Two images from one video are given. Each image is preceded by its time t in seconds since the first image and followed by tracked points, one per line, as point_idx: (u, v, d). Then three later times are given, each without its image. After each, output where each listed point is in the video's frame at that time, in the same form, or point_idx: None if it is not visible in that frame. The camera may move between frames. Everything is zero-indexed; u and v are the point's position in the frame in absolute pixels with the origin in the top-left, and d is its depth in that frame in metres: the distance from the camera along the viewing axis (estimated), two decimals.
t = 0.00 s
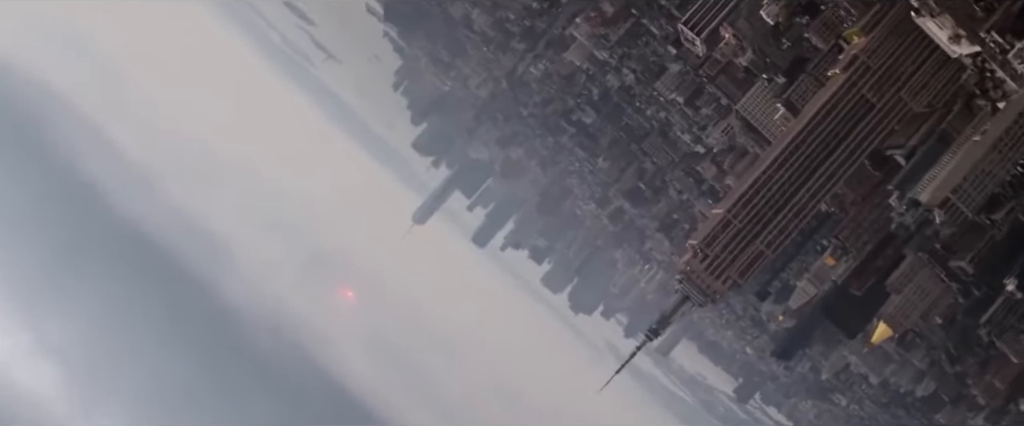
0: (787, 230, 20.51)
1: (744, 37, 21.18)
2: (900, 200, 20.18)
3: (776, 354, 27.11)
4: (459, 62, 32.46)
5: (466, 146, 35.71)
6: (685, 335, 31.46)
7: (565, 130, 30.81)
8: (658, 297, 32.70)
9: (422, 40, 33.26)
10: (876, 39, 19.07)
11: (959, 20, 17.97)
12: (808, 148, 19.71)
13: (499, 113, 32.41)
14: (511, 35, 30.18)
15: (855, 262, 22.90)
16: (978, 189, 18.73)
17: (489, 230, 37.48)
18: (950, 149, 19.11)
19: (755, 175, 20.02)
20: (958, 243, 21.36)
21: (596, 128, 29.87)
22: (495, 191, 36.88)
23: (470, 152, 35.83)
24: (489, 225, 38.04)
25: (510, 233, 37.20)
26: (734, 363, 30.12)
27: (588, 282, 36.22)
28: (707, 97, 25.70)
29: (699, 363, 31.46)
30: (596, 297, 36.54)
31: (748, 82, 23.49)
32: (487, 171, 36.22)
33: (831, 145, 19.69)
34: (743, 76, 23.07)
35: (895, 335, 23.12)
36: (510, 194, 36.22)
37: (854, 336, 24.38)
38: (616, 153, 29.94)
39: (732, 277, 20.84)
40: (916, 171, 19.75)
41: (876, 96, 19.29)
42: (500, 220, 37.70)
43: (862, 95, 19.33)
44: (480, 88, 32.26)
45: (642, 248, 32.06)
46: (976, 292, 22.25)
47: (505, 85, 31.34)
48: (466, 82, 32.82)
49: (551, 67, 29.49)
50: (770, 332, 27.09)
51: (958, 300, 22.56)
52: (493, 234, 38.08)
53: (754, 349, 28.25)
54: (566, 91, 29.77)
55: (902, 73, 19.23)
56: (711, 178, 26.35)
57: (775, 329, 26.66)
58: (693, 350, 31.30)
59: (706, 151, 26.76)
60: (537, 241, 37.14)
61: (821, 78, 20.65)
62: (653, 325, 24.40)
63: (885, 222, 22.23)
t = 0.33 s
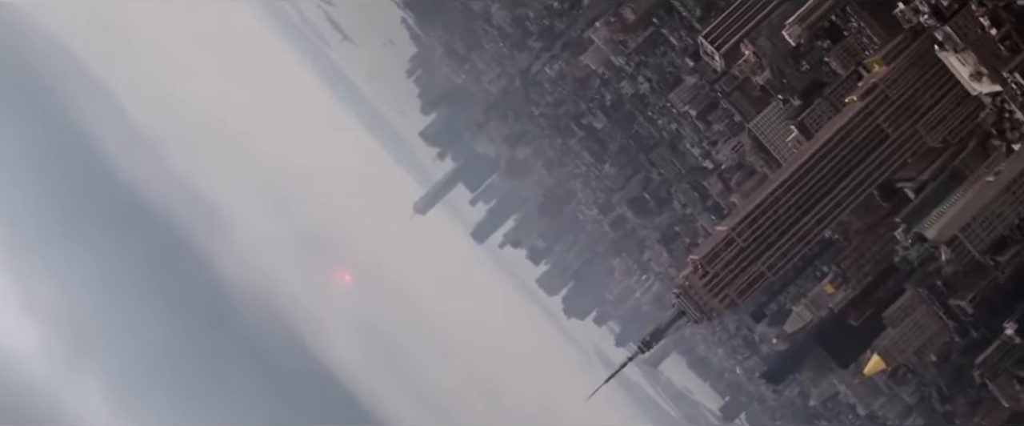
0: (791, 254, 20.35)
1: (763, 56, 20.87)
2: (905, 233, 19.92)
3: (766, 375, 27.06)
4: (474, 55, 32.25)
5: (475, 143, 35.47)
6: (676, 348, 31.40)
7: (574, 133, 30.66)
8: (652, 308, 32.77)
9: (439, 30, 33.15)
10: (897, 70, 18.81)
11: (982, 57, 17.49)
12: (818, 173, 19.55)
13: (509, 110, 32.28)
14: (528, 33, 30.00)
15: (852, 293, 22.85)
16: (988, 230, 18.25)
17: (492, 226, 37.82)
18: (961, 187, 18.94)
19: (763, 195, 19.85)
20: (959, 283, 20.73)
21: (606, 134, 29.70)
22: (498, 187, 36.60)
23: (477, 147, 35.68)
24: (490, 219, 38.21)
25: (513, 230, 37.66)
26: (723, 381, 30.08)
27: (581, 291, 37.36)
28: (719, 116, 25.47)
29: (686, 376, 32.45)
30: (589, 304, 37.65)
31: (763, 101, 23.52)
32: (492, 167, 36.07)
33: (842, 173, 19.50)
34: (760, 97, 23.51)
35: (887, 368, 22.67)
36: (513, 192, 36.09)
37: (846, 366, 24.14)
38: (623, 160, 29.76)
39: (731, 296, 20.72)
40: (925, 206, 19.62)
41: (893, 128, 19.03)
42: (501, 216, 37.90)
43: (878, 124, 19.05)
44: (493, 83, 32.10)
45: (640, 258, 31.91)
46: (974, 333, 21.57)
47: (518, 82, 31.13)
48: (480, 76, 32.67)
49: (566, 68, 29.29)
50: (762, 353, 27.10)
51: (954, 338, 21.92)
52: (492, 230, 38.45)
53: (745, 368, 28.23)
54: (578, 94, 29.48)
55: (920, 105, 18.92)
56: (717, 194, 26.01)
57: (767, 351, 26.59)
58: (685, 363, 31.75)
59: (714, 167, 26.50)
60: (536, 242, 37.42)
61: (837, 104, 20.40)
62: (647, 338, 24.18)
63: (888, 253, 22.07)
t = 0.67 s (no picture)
0: (792, 280, 20.23)
1: (783, 78, 20.74)
2: (907, 269, 19.88)
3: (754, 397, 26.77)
4: (490, 50, 32.05)
5: (483, 137, 35.35)
6: (666, 362, 31.25)
7: (583, 137, 30.48)
8: (646, 319, 32.81)
9: (458, 22, 32.96)
10: (916, 105, 18.35)
11: (1004, 100, 16.49)
12: (826, 201, 19.33)
13: (521, 108, 32.13)
14: (546, 33, 29.76)
15: (849, 324, 22.58)
16: (994, 274, 18.05)
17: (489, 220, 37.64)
18: (968, 228, 18.71)
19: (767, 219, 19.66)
20: (955, 323, 20.09)
21: (615, 141, 29.52)
22: (502, 184, 36.42)
23: (485, 142, 35.51)
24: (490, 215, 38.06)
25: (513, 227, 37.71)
26: (710, 398, 30.02)
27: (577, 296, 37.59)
28: (731, 133, 25.10)
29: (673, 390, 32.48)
30: (582, 308, 37.82)
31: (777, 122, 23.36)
32: (497, 163, 35.85)
33: (851, 203, 19.26)
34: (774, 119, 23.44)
35: (877, 402, 22.54)
36: (516, 191, 35.96)
37: (835, 396, 24.01)
38: (630, 169, 29.65)
39: (728, 316, 20.67)
40: (930, 244, 19.42)
41: (906, 162, 18.79)
42: (501, 213, 37.82)
43: (891, 158, 18.78)
44: (507, 80, 31.95)
45: (637, 268, 31.79)
46: (968, 374, 20.91)
47: (533, 81, 30.97)
48: (494, 72, 32.48)
49: (582, 71, 29.08)
50: (750, 375, 27.18)
51: (947, 379, 21.45)
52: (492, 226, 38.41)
53: (733, 388, 28.25)
54: (591, 98, 29.26)
55: (936, 142, 18.51)
56: (722, 211, 26.10)
57: (757, 372, 26.60)
58: (674, 377, 31.73)
59: (721, 184, 26.30)
60: (535, 243, 37.33)
61: (852, 133, 20.11)
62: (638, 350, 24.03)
63: (889, 288, 21.77)
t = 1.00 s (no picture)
0: (788, 306, 20.07)
1: (799, 102, 20.53)
2: (906, 307, 19.63)
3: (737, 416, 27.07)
4: (507, 46, 31.80)
5: (491, 133, 35.24)
6: (652, 375, 31.13)
7: (592, 142, 30.31)
8: (635, 330, 32.62)
9: (477, 15, 32.75)
10: (931, 143, 18.07)
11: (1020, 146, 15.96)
12: (831, 231, 19.19)
13: (532, 107, 31.92)
14: (565, 34, 29.48)
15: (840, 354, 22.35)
16: (994, 322, 17.84)
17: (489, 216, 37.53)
18: (971, 272, 18.50)
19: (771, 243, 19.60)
20: (948, 364, 19.79)
21: (624, 149, 29.31)
22: (506, 180, 36.27)
23: (493, 137, 35.34)
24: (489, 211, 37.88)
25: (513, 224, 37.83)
26: (694, 416, 29.94)
27: (571, 299, 37.53)
28: (740, 153, 24.81)
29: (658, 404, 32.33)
30: (575, 312, 37.79)
31: (788, 146, 23.13)
32: (503, 160, 35.60)
33: (855, 235, 19.17)
34: (785, 142, 23.10)
35: None
36: (520, 189, 35.93)
37: None
38: (635, 179, 29.59)
39: (722, 337, 20.54)
40: (931, 283, 19.16)
41: (915, 199, 18.71)
42: (503, 209, 37.72)
43: (901, 193, 18.74)
44: (521, 78, 31.85)
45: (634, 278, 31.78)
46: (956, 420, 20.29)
47: (547, 81, 30.81)
48: (509, 68, 32.27)
49: (597, 76, 28.84)
50: (735, 396, 27.00)
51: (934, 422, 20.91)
52: (491, 222, 38.28)
53: (717, 407, 28.21)
54: (605, 103, 29.14)
55: (947, 181, 18.37)
56: (725, 230, 25.95)
57: (743, 395, 26.43)
58: (659, 391, 31.64)
59: (726, 202, 26.19)
60: (534, 242, 37.55)
61: (863, 166, 20.02)
62: (627, 363, 23.88)
63: (885, 324, 21.45)
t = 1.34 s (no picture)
0: (782, 336, 19.86)
1: (813, 130, 20.11)
2: (900, 348, 19.69)
3: None
4: (526, 43, 31.56)
5: (499, 130, 35.03)
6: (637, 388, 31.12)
7: (601, 149, 30.39)
8: (625, 341, 32.62)
9: (500, 10, 32.55)
10: (942, 186, 17.86)
11: None
12: (833, 264, 18.96)
13: (544, 108, 31.72)
14: (585, 38, 29.19)
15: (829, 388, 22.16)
16: (988, 372, 17.38)
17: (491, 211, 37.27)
18: (968, 319, 18.12)
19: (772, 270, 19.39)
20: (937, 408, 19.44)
21: (632, 159, 29.50)
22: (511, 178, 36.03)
23: (502, 134, 35.09)
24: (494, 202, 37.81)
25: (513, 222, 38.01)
26: None
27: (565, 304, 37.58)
28: (749, 175, 24.56)
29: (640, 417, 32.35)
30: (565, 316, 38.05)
31: (798, 173, 22.84)
32: (509, 157, 35.08)
33: (857, 270, 18.99)
34: (798, 167, 22.63)
35: None
36: (525, 188, 35.90)
37: None
38: (641, 190, 29.75)
39: (711, 360, 20.21)
40: (927, 327, 18.91)
41: (921, 240, 18.58)
42: (507, 205, 37.54)
43: (908, 233, 18.56)
44: (535, 77, 31.72)
45: (629, 288, 31.91)
46: None
47: (562, 83, 30.56)
48: (526, 66, 32.09)
49: (613, 83, 28.55)
50: (719, 417, 26.79)
51: None
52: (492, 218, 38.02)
53: None
54: (617, 112, 28.96)
55: (955, 226, 18.22)
56: (725, 251, 25.94)
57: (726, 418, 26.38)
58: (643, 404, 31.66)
59: (729, 222, 26.21)
60: (532, 243, 37.82)
61: (872, 202, 19.80)
62: (612, 376, 23.67)
63: (877, 362, 21.31)
